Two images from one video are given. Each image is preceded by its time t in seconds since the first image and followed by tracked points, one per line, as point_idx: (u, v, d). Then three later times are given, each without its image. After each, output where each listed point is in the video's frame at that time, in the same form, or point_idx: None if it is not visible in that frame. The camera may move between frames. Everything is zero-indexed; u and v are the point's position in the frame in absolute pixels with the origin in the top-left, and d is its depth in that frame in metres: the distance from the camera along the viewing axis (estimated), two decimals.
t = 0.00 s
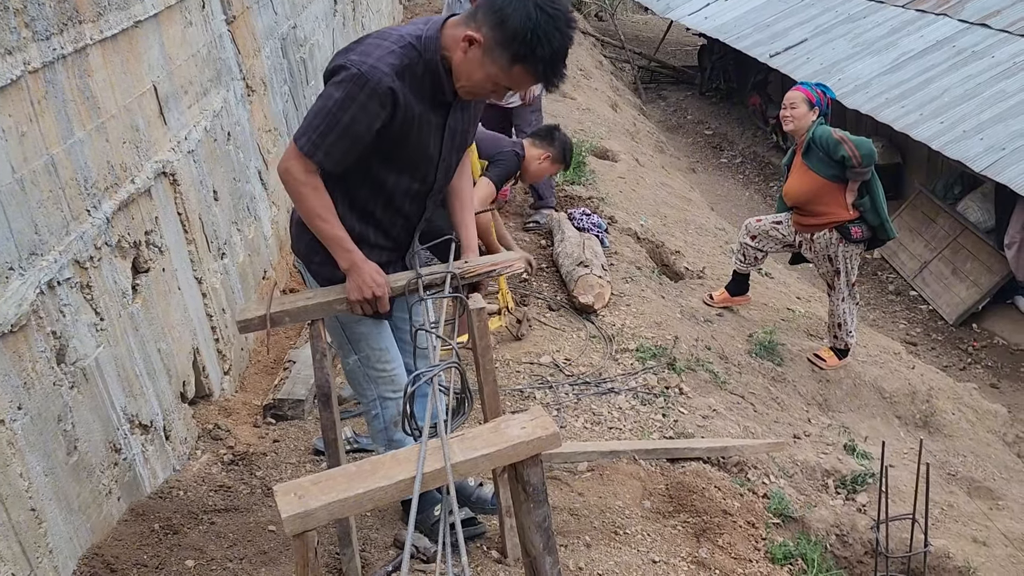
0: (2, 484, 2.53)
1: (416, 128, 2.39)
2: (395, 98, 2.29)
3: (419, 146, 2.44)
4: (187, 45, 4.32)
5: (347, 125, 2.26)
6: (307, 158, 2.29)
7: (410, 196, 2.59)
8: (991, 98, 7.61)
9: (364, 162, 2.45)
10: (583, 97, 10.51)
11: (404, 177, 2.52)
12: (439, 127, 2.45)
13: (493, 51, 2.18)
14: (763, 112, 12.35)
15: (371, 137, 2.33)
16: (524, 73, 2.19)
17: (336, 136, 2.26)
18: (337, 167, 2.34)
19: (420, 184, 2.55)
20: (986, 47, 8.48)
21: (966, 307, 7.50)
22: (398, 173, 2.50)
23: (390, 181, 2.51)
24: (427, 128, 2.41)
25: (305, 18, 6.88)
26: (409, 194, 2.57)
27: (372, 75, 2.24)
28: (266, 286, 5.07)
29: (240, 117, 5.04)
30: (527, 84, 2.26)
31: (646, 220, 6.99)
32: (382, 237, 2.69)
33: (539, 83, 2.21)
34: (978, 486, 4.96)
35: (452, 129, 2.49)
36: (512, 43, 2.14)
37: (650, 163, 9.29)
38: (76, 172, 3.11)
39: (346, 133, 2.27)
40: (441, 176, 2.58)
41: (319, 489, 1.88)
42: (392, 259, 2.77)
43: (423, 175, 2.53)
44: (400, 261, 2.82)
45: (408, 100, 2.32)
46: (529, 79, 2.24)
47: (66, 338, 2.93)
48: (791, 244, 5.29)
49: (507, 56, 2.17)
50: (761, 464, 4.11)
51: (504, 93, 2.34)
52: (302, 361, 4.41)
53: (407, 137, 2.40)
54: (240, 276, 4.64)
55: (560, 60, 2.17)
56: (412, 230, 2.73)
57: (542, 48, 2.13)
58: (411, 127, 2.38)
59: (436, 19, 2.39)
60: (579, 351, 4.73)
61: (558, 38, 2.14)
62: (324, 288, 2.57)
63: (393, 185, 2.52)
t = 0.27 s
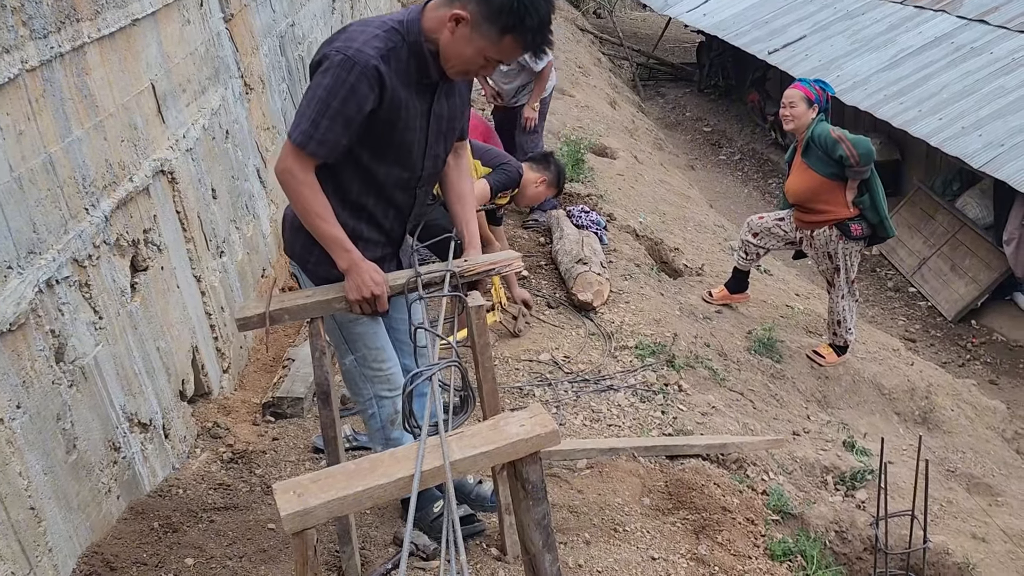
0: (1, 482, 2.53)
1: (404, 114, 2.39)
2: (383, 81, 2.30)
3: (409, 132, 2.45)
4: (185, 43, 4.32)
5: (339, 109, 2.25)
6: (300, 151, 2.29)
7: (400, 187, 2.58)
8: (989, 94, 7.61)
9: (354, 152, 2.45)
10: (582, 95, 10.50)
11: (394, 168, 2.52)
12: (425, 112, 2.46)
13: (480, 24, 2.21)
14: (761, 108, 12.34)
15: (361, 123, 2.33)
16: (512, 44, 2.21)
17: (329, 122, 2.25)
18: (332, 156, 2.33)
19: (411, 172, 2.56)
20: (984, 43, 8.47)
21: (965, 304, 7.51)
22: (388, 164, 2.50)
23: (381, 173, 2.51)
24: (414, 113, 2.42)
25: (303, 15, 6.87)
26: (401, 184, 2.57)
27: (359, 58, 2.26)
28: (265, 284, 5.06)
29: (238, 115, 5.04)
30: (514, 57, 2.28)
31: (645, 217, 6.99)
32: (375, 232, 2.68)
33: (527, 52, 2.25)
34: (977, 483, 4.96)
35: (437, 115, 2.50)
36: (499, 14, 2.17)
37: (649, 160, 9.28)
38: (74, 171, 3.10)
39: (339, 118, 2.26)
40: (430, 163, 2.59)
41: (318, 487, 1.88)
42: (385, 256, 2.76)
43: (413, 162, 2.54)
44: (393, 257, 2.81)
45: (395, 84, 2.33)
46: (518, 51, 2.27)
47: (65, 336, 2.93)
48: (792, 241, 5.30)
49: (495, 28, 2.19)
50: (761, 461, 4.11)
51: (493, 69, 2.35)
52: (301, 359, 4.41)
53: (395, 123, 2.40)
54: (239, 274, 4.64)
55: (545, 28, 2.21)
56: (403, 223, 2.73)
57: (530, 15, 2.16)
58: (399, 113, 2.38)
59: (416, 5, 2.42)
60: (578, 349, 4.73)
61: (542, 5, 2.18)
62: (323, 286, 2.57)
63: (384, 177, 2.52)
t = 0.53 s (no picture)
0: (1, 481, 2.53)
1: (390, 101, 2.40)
2: (370, 69, 2.30)
3: (398, 119, 2.45)
4: (183, 42, 4.31)
5: (331, 102, 2.25)
6: (294, 150, 2.27)
7: (392, 177, 2.58)
8: (988, 91, 7.61)
9: (346, 146, 2.45)
10: (581, 93, 10.49)
11: (384, 158, 2.52)
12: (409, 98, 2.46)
13: None
14: (760, 106, 12.34)
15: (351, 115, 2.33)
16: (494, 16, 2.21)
17: (322, 117, 2.25)
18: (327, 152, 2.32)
19: (402, 161, 2.56)
20: (983, 40, 8.47)
21: (964, 301, 7.51)
22: (378, 155, 2.50)
23: (373, 165, 2.51)
24: (398, 100, 2.42)
25: (301, 14, 6.86)
26: (393, 174, 2.57)
27: (343, 49, 2.25)
28: (264, 282, 5.06)
29: (237, 113, 5.03)
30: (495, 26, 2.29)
31: (644, 215, 6.99)
32: (371, 227, 2.67)
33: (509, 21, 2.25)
34: (976, 480, 4.97)
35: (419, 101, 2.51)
36: None
37: (648, 158, 9.27)
38: (72, 169, 3.10)
39: (331, 111, 2.26)
40: (418, 148, 2.59)
41: (318, 485, 1.88)
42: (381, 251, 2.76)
43: (403, 150, 2.54)
44: (389, 252, 2.81)
45: (379, 71, 2.33)
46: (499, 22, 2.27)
47: (64, 335, 2.92)
48: (791, 239, 5.30)
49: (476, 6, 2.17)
50: (760, 458, 4.11)
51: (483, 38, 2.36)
52: (300, 357, 4.41)
53: (383, 112, 2.40)
54: (238, 273, 4.64)
55: None
56: (397, 214, 2.73)
57: None
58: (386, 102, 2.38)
59: None
60: (578, 346, 4.73)
61: None
62: (323, 284, 2.57)
63: (376, 168, 2.52)
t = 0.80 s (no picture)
0: None
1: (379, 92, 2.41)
2: (359, 59, 2.31)
3: (386, 110, 2.46)
4: (182, 41, 4.31)
5: (326, 92, 2.24)
6: (291, 144, 2.25)
7: (382, 171, 2.58)
8: (986, 89, 7.61)
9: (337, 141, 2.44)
10: (580, 91, 10.48)
11: (375, 152, 2.52)
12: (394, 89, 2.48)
13: None
14: (759, 105, 12.34)
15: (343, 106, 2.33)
16: None
17: (318, 109, 2.24)
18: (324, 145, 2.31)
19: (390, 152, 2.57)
20: (981, 38, 8.47)
21: (963, 299, 7.51)
22: (369, 148, 2.50)
23: (365, 159, 2.51)
24: (386, 90, 2.44)
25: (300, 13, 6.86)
26: (382, 167, 2.58)
27: (332, 38, 2.26)
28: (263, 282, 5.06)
29: (235, 113, 5.03)
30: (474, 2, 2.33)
31: (643, 214, 6.99)
32: (363, 224, 2.66)
33: None
34: (975, 478, 4.97)
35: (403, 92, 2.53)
36: None
37: (647, 157, 9.27)
38: (71, 169, 3.10)
39: (327, 102, 2.25)
40: (401, 138, 2.61)
41: (317, 485, 1.88)
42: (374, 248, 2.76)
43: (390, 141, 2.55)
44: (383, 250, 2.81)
45: (368, 61, 2.34)
46: None
47: (63, 335, 2.92)
48: (788, 238, 5.29)
49: None
50: (759, 456, 4.11)
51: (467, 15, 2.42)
52: (299, 357, 4.41)
53: (373, 103, 2.41)
54: (237, 272, 4.64)
55: None
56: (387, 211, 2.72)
57: None
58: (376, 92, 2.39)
59: None
60: (577, 345, 4.73)
61: None
62: (321, 284, 2.58)
63: (368, 162, 2.52)
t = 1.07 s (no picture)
0: None
1: (366, 85, 2.42)
2: (344, 50, 2.33)
3: (374, 103, 2.47)
4: (180, 42, 4.32)
5: (313, 83, 2.27)
6: (281, 136, 2.27)
7: (373, 166, 2.59)
8: (985, 88, 7.61)
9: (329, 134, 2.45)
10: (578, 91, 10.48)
11: (365, 147, 2.53)
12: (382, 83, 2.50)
13: None
14: (758, 104, 12.34)
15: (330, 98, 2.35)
16: None
17: (306, 99, 2.26)
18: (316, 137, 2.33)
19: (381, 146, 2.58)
20: (980, 37, 8.47)
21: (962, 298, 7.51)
22: (359, 142, 2.51)
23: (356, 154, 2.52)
24: (373, 84, 2.46)
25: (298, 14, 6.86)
26: (374, 161, 2.58)
27: (317, 31, 2.29)
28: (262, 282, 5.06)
29: (234, 113, 5.03)
30: None
31: (642, 214, 6.99)
32: (356, 220, 2.67)
33: None
34: (975, 477, 4.97)
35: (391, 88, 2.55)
36: None
37: (646, 157, 9.26)
38: (69, 170, 3.10)
39: (314, 93, 2.27)
40: (393, 133, 2.62)
41: (315, 485, 1.88)
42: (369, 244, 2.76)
43: (381, 135, 2.56)
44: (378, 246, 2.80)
45: (354, 53, 2.36)
46: None
47: (61, 336, 2.92)
48: (786, 238, 5.29)
49: None
50: (758, 456, 4.11)
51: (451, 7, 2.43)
52: (298, 357, 4.41)
53: (361, 95, 2.42)
54: (236, 273, 4.63)
55: None
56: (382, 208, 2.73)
57: None
58: (363, 85, 2.41)
59: None
60: (576, 345, 4.73)
61: None
62: (317, 284, 2.57)
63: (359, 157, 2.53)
